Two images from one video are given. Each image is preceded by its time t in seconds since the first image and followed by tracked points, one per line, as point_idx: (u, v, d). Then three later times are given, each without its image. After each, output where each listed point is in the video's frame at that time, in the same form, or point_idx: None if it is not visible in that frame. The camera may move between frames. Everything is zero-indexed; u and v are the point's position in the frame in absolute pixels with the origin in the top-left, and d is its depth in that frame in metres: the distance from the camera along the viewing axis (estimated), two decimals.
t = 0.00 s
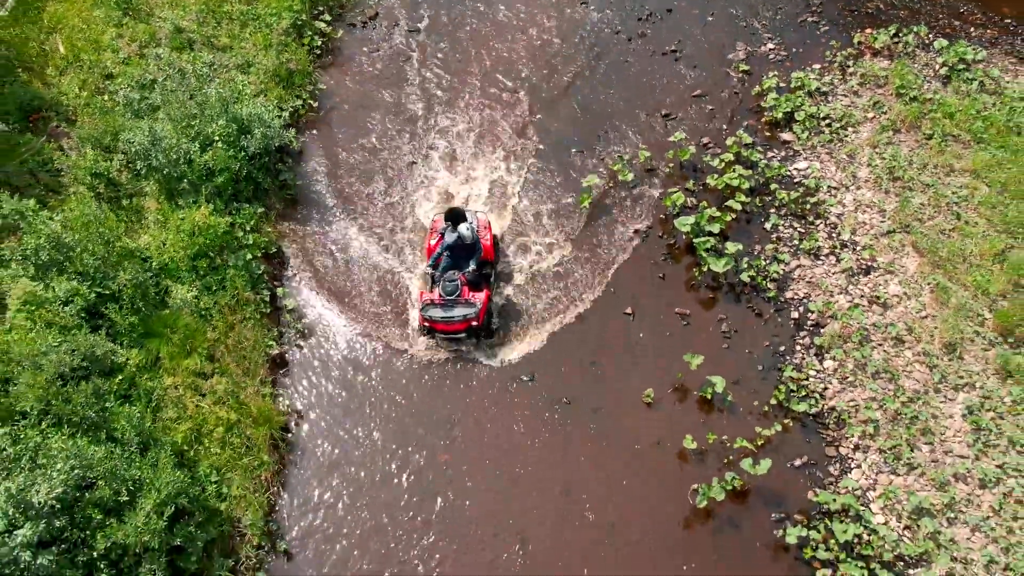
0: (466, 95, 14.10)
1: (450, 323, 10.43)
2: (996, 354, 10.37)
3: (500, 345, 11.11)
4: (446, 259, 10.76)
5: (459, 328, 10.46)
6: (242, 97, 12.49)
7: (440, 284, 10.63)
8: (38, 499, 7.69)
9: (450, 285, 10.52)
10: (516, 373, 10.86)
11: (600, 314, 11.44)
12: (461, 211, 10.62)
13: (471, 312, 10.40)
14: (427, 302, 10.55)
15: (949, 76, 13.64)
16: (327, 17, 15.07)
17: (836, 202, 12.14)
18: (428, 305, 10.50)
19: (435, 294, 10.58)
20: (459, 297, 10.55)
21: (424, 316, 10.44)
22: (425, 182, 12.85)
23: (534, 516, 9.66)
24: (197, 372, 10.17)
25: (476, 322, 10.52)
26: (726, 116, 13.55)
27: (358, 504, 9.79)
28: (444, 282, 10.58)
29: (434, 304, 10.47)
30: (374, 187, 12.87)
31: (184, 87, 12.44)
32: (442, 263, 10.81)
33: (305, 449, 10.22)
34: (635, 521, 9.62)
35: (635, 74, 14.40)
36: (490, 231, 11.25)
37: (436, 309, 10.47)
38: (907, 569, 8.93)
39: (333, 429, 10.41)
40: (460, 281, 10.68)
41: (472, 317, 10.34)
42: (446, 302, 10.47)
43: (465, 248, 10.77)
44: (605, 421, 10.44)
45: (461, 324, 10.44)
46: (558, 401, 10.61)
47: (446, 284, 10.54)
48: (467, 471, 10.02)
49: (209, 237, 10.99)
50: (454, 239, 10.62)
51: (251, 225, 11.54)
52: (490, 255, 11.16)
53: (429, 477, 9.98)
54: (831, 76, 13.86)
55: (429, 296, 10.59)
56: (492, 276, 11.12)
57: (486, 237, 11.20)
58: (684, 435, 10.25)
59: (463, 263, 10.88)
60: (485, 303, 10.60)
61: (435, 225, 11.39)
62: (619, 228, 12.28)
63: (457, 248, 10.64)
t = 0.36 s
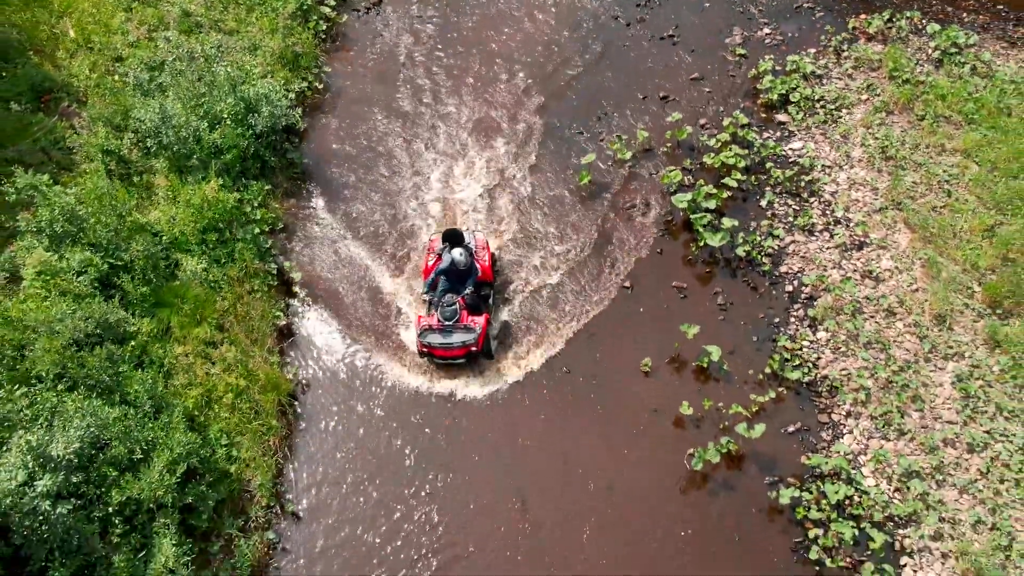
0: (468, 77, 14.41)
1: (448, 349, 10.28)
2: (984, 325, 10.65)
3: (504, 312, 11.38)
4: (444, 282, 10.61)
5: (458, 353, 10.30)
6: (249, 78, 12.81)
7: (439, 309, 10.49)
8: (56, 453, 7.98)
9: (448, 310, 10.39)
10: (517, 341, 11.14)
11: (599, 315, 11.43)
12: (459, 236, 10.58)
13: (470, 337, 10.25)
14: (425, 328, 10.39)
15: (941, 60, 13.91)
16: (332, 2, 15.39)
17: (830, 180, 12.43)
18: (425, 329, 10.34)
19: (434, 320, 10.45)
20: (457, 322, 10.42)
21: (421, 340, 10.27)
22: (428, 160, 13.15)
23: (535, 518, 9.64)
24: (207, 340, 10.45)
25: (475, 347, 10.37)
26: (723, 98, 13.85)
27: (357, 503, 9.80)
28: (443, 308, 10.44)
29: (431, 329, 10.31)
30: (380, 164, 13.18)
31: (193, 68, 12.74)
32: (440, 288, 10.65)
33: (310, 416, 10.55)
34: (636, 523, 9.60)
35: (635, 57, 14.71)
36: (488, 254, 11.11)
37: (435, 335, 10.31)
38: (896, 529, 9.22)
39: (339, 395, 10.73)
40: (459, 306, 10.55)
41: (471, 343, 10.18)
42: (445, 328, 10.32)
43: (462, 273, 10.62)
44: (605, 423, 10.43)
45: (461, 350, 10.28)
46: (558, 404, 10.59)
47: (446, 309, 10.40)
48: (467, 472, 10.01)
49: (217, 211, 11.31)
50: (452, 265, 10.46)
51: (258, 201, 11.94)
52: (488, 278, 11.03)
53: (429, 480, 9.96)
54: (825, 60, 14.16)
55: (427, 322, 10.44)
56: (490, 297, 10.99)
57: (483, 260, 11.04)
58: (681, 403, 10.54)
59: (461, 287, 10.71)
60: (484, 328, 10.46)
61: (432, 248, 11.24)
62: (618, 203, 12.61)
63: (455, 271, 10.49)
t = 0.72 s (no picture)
0: (470, 61, 14.70)
1: (453, 370, 10.05)
2: (975, 300, 10.86)
3: (505, 287, 11.68)
4: (446, 302, 10.28)
5: (463, 374, 10.09)
6: (255, 59, 13.13)
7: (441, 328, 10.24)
8: (73, 412, 8.23)
9: (452, 330, 10.12)
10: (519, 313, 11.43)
11: (598, 299, 11.64)
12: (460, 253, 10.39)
13: (475, 358, 10.03)
14: (428, 349, 10.16)
15: (934, 45, 14.16)
16: None
17: (825, 160, 12.69)
18: (429, 350, 10.11)
19: (437, 339, 10.22)
20: (461, 342, 10.17)
21: (426, 362, 10.05)
22: (432, 143, 13.46)
23: (534, 515, 9.62)
24: (216, 312, 10.72)
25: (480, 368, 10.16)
26: (720, 82, 14.14)
27: (356, 499, 9.80)
28: (445, 328, 10.17)
29: (436, 350, 10.10)
30: (384, 146, 13.50)
31: (201, 51, 13.04)
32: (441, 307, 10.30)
33: (317, 386, 10.82)
34: (636, 521, 9.58)
35: (634, 40, 15.00)
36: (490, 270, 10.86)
37: (439, 357, 10.10)
38: (887, 494, 9.45)
39: (345, 366, 11.01)
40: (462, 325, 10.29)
41: (477, 364, 9.96)
42: (449, 349, 10.11)
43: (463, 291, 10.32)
44: (605, 423, 10.44)
45: (466, 371, 10.06)
46: (557, 404, 10.60)
47: (448, 329, 10.11)
48: (467, 472, 10.00)
49: (225, 188, 11.59)
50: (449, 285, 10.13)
51: (266, 179, 12.24)
52: (490, 294, 10.78)
53: (432, 462, 10.09)
54: (820, 46, 14.45)
55: (430, 343, 10.20)
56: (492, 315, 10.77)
57: (486, 277, 10.80)
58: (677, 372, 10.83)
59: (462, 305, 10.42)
60: (489, 347, 10.23)
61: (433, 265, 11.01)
62: (617, 183, 12.93)
63: (455, 290, 10.20)
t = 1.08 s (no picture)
0: (473, 46, 15.00)
1: (473, 387, 9.84)
2: (967, 275, 11.03)
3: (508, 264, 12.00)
4: (454, 319, 10.24)
5: (484, 390, 9.87)
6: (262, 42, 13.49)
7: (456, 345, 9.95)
8: (89, 374, 8.50)
9: (467, 346, 9.83)
10: (519, 290, 11.71)
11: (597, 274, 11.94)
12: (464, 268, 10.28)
13: (496, 373, 9.84)
14: (445, 369, 9.88)
15: (929, 31, 14.40)
16: None
17: (821, 143, 12.95)
18: (448, 370, 9.82)
19: (453, 357, 9.95)
20: (478, 358, 9.93)
21: (446, 382, 9.76)
22: (436, 125, 13.77)
23: (532, 512, 9.60)
24: (224, 287, 10.98)
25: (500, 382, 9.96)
26: (718, 66, 14.43)
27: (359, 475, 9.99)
28: (460, 345, 9.87)
29: (455, 369, 9.81)
30: (389, 128, 13.80)
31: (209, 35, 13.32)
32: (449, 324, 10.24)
33: (322, 356, 11.10)
34: (629, 518, 9.57)
35: (634, 26, 15.31)
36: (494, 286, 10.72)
37: (457, 375, 9.83)
38: (880, 462, 9.65)
39: (350, 338, 11.31)
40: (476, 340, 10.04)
41: (498, 378, 9.78)
42: (467, 365, 9.86)
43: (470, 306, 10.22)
44: (600, 420, 10.46)
45: (487, 387, 9.86)
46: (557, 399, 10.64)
47: (464, 346, 9.82)
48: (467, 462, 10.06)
49: (233, 166, 11.92)
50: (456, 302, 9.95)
51: (272, 160, 12.65)
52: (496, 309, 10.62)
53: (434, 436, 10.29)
54: (817, 32, 14.75)
55: (446, 362, 9.94)
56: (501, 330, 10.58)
57: (490, 292, 10.66)
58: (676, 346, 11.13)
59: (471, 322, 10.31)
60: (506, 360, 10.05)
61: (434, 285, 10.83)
62: (617, 165, 13.23)
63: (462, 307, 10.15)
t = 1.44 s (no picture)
0: (475, 33, 15.25)
1: (497, 400, 9.65)
2: (960, 254, 11.22)
3: (510, 244, 12.24)
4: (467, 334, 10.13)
5: (508, 403, 9.70)
6: (269, 27, 13.67)
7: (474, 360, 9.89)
8: (104, 341, 8.74)
9: (487, 358, 9.78)
10: (521, 269, 11.94)
11: (597, 253, 12.19)
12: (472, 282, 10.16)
13: (519, 384, 9.69)
14: (467, 385, 9.72)
15: (923, 18, 14.62)
16: None
17: (817, 127, 13.19)
18: (470, 386, 9.65)
19: (472, 372, 9.83)
20: (499, 370, 9.82)
21: (469, 396, 9.56)
22: (439, 110, 14.00)
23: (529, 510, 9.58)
24: (232, 264, 11.21)
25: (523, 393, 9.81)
26: (716, 53, 14.69)
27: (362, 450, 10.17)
28: (479, 360, 9.79)
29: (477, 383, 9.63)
30: (393, 113, 14.05)
31: (216, 21, 13.53)
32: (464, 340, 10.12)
33: (327, 331, 11.31)
34: (629, 517, 9.54)
35: (634, 15, 15.55)
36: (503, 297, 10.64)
37: (480, 390, 9.65)
38: (874, 433, 9.87)
39: (355, 315, 11.51)
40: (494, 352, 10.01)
41: (522, 389, 9.62)
42: (488, 378, 9.72)
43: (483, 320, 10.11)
44: (603, 417, 10.48)
45: (510, 399, 9.68)
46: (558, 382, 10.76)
47: (484, 359, 9.76)
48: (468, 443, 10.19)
49: (240, 149, 12.16)
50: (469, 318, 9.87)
51: (279, 142, 12.88)
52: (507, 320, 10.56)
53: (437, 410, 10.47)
54: (813, 21, 15.02)
55: (466, 377, 9.80)
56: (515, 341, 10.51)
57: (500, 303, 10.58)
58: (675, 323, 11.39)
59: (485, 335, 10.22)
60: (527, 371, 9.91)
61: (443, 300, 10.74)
62: (617, 149, 13.48)
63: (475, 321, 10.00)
